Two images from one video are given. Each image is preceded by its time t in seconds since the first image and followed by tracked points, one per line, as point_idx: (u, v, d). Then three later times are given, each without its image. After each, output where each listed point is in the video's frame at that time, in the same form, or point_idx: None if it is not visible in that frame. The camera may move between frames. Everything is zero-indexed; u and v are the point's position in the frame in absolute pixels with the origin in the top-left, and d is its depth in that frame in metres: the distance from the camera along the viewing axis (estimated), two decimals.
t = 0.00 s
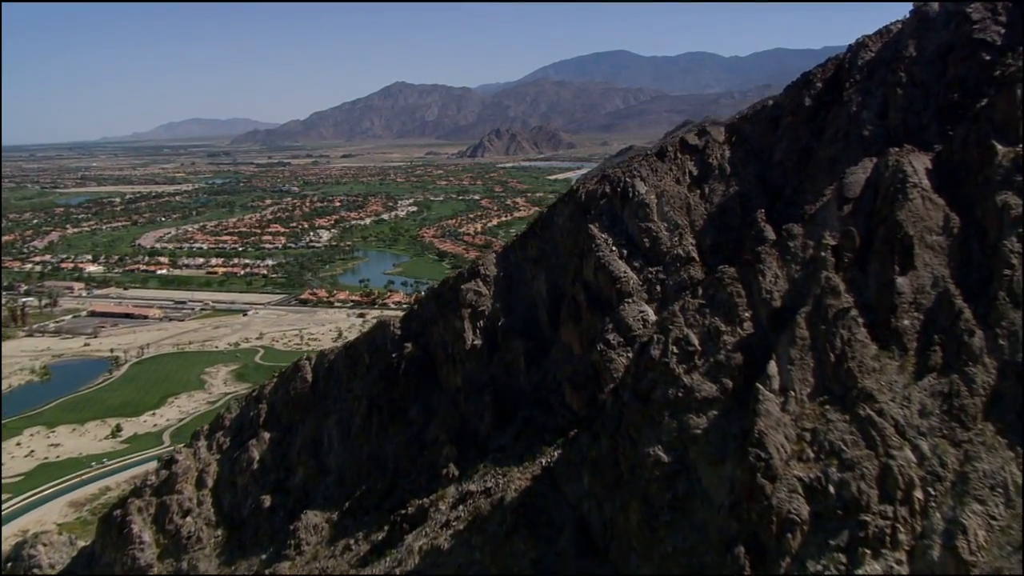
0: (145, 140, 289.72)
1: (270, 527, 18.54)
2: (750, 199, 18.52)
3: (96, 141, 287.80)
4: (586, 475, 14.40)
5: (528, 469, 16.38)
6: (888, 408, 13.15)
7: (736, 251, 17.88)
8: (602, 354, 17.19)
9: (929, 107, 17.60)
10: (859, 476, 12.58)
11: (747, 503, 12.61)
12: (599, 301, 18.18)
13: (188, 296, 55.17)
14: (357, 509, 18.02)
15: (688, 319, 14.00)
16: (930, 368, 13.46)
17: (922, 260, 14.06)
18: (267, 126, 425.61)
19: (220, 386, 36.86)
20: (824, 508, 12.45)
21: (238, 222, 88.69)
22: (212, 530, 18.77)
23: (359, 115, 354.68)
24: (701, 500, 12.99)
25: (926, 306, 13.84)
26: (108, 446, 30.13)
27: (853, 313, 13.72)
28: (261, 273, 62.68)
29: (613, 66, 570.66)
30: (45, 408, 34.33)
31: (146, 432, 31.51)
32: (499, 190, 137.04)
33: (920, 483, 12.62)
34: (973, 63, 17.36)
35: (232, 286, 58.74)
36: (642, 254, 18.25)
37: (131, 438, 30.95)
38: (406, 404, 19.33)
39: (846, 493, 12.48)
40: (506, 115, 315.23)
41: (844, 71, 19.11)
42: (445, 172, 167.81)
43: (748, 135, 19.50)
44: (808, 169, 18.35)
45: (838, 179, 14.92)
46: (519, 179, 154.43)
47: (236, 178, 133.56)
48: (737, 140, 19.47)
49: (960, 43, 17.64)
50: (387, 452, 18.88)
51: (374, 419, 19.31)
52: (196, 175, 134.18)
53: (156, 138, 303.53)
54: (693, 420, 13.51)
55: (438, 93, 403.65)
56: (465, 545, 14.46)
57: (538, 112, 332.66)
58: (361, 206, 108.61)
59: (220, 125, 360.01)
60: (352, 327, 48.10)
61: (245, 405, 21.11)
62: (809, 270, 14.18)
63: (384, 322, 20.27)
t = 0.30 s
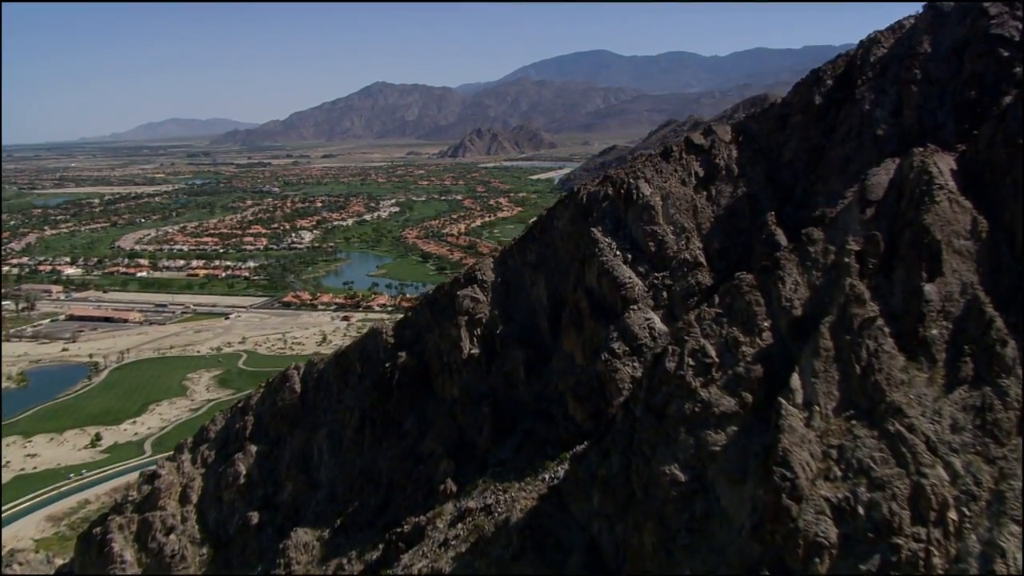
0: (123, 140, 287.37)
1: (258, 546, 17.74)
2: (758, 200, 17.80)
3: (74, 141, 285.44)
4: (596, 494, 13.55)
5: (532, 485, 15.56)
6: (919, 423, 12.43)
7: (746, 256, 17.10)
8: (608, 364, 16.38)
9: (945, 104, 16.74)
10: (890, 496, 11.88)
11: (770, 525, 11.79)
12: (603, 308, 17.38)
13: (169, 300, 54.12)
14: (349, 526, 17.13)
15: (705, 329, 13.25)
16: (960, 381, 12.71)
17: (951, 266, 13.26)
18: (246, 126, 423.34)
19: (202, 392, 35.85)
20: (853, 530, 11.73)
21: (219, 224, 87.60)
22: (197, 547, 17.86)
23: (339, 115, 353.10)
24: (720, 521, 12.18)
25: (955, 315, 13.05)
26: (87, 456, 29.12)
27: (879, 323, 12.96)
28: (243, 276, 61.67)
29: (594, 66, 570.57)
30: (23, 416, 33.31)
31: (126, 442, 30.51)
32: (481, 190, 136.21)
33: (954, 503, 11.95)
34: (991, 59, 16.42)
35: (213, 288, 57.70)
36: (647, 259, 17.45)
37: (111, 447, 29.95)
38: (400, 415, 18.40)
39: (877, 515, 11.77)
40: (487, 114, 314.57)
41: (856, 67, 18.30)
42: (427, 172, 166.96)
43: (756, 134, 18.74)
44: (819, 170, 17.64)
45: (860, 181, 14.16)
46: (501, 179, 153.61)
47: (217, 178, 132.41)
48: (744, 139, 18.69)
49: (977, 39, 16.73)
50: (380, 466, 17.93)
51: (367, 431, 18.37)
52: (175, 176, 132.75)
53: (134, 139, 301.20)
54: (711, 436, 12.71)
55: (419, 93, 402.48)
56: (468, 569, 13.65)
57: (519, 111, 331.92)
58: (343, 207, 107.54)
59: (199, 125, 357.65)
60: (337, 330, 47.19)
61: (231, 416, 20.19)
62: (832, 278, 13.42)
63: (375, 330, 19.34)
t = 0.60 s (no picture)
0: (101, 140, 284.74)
1: (247, 565, 16.88)
2: (770, 204, 17.05)
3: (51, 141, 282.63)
4: (608, 514, 12.78)
5: (536, 504, 14.75)
6: (955, 440, 11.68)
7: (757, 261, 16.38)
8: (614, 375, 15.59)
9: (963, 102, 15.68)
10: (927, 518, 11.13)
11: (800, 549, 10.97)
12: (608, 316, 16.56)
13: (149, 303, 53.07)
14: (343, 545, 16.25)
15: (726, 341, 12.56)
16: (997, 395, 11.95)
17: (983, 271, 12.49)
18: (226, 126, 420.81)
19: (185, 399, 34.88)
20: (888, 555, 10.95)
21: (199, 225, 86.39)
22: (182, 567, 17.04)
23: (319, 115, 351.29)
24: (744, 544, 11.33)
25: (989, 324, 12.29)
26: (66, 467, 28.12)
27: (910, 333, 12.22)
28: (225, 278, 60.63)
29: (574, 66, 570.25)
30: None
31: (106, 451, 29.52)
32: (463, 190, 135.31)
33: (994, 525, 11.21)
34: (1012, 54, 15.36)
35: (195, 291, 56.65)
36: (655, 264, 16.66)
37: (91, 458, 28.96)
38: (395, 428, 17.48)
39: (913, 538, 11.01)
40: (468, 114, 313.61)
41: (870, 63, 17.53)
42: (409, 172, 166.01)
43: (766, 133, 17.99)
44: (832, 171, 16.85)
45: (885, 183, 13.43)
46: (483, 179, 152.71)
47: (197, 178, 131.06)
48: (753, 138, 17.95)
49: (996, 33, 15.69)
50: (374, 481, 17.01)
51: (360, 445, 17.48)
52: (154, 176, 131.24)
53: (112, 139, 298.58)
54: (734, 454, 11.93)
55: (399, 92, 401.03)
56: None
57: (500, 111, 331.11)
58: (325, 207, 106.41)
59: (178, 125, 355.05)
60: (322, 333, 46.26)
61: (216, 429, 19.32)
62: (859, 284, 12.66)
63: (368, 338, 18.41)
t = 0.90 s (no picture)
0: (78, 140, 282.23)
1: None
2: (784, 204, 16.24)
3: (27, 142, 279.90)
4: (626, 537, 12.00)
5: (545, 524, 13.79)
6: (998, 458, 10.68)
7: (772, 264, 15.56)
8: (624, 386, 14.77)
9: (986, 100, 14.70)
10: (970, 543, 10.22)
11: None
12: (615, 323, 15.74)
13: (130, 306, 51.99)
14: (338, 566, 15.28)
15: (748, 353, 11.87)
16: None
17: None
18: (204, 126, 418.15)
19: (167, 406, 33.83)
20: None
21: (180, 226, 85.19)
22: None
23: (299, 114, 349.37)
24: (774, 571, 10.47)
25: None
26: (44, 479, 27.11)
27: (948, 343, 11.39)
28: (206, 280, 59.59)
29: (555, 66, 569.84)
30: None
31: (86, 462, 28.51)
32: (446, 190, 134.41)
33: None
34: None
35: (176, 294, 55.59)
36: (664, 269, 15.90)
37: (70, 469, 27.96)
38: (392, 442, 16.52)
39: (958, 565, 10.12)
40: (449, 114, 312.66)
41: (886, 59, 16.83)
42: (390, 172, 165.02)
43: (778, 133, 17.26)
44: (849, 171, 16.03)
45: (916, 184, 12.73)
46: (465, 179, 151.78)
47: (177, 179, 129.70)
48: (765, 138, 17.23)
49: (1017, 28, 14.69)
50: (371, 499, 16.02)
51: (355, 460, 16.54)
52: (132, 177, 129.75)
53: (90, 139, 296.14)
54: (762, 474, 11.13)
55: (379, 92, 399.59)
56: None
57: (481, 111, 330.17)
58: (306, 208, 105.31)
59: (156, 125, 352.58)
60: (306, 337, 45.29)
61: (203, 442, 18.47)
62: (890, 293, 11.98)
63: (364, 347, 17.53)
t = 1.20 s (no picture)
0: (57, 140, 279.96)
1: None
2: (800, 206, 15.51)
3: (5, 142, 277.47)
4: (649, 563, 11.21)
5: (555, 546, 13.04)
6: None
7: (792, 271, 14.92)
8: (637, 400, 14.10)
9: (1013, 97, 13.92)
10: None
11: None
12: (626, 332, 14.96)
13: (111, 309, 50.94)
14: None
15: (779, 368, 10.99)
16: None
17: None
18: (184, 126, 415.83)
19: (151, 414, 32.87)
20: None
21: (161, 227, 84.12)
22: None
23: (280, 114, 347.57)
24: None
25: None
26: (23, 492, 26.13)
27: (993, 356, 10.57)
28: (189, 283, 58.58)
29: (536, 66, 569.05)
30: None
31: (67, 473, 27.53)
32: (429, 190, 133.62)
33: None
34: None
35: (158, 296, 54.55)
36: (677, 275, 15.13)
37: (51, 480, 26.99)
38: (391, 458, 15.67)
39: None
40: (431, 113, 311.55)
41: (905, 54, 16.00)
42: (372, 172, 164.00)
43: (793, 132, 16.48)
44: (869, 172, 15.24)
45: (954, 185, 11.85)
46: (448, 179, 150.97)
47: (157, 179, 128.29)
48: (780, 137, 16.46)
49: None
50: (369, 517, 15.17)
51: (351, 477, 15.64)
52: (112, 177, 128.40)
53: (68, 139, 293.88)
54: (796, 497, 10.39)
55: (360, 92, 398.11)
56: None
57: (463, 111, 329.30)
58: (289, 208, 104.28)
59: (136, 125, 350.26)
60: (292, 341, 44.35)
61: (189, 456, 17.59)
62: (928, 303, 11.18)
63: (359, 356, 16.56)
